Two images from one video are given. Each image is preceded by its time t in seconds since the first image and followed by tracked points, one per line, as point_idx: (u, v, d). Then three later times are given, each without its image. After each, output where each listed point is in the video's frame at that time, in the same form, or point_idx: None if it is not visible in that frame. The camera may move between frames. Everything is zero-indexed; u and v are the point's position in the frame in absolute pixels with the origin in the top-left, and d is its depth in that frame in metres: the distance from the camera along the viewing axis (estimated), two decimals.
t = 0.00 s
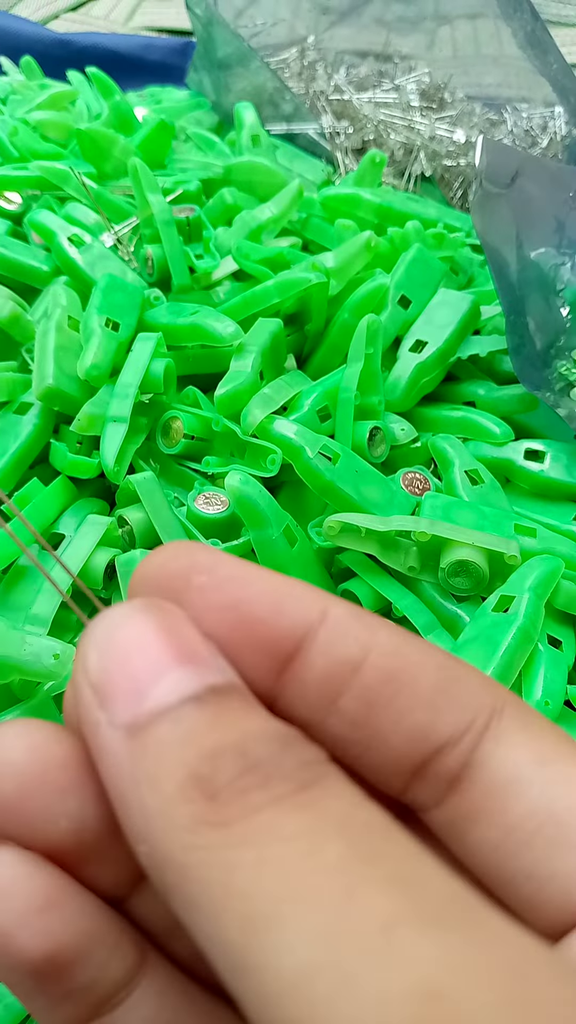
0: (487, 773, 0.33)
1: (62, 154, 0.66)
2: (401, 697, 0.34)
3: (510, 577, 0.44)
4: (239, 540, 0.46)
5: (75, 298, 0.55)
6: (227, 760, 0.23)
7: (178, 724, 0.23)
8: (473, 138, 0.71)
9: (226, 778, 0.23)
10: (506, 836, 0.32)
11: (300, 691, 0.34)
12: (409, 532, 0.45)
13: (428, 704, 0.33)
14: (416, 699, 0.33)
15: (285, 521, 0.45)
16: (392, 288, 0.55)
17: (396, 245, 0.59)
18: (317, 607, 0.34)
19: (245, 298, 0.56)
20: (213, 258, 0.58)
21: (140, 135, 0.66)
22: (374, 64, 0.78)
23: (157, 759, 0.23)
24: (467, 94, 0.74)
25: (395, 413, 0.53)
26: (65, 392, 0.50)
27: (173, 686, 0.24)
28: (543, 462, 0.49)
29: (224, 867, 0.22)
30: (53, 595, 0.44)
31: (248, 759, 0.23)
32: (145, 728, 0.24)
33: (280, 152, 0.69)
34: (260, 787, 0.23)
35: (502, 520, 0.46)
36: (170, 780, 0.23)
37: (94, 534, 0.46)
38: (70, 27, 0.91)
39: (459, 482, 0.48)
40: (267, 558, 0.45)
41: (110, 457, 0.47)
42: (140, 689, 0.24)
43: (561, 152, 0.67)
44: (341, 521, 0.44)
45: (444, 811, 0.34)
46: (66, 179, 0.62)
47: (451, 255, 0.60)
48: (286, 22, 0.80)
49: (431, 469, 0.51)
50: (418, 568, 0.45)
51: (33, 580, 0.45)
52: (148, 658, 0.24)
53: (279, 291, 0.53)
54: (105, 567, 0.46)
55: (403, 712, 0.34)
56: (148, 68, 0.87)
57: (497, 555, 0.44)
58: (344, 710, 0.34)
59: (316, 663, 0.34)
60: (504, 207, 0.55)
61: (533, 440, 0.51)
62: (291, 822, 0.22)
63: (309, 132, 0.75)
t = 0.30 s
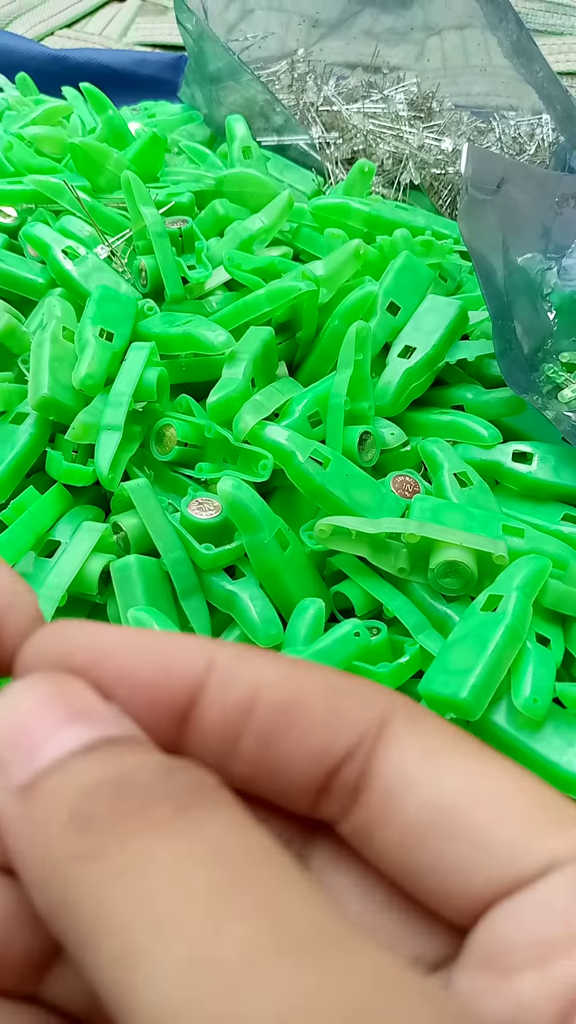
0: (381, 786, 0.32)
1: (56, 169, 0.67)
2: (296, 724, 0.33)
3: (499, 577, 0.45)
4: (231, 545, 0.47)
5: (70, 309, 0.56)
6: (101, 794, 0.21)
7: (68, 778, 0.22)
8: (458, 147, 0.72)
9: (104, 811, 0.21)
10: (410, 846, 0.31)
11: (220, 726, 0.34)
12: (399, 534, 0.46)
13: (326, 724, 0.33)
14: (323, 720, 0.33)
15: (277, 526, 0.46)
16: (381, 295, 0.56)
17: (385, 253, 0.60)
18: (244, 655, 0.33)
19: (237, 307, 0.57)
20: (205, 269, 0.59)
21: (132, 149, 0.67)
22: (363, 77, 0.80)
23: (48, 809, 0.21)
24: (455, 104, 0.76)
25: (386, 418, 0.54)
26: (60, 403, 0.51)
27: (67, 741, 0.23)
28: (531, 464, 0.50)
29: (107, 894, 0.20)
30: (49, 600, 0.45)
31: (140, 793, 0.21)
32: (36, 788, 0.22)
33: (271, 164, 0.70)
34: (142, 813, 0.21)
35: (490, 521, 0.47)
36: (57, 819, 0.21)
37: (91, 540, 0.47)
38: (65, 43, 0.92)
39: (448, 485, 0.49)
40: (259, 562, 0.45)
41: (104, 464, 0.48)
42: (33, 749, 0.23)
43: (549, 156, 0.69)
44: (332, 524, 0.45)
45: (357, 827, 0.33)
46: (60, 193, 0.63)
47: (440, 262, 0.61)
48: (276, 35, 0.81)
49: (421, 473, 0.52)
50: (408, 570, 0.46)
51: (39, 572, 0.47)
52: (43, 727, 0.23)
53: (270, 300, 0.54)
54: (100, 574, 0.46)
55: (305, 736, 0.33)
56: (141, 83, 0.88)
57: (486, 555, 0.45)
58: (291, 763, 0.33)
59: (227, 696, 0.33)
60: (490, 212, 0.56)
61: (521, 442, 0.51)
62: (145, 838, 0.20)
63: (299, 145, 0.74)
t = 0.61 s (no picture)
0: (463, 715, 0.31)
1: (61, 158, 0.66)
2: (373, 654, 0.34)
3: (514, 576, 0.43)
4: (238, 542, 0.45)
5: (74, 301, 0.55)
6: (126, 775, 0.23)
7: (106, 744, 0.24)
8: (474, 138, 0.70)
9: (123, 794, 0.22)
10: (502, 779, 0.30)
11: (280, 669, 0.35)
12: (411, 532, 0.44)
13: (404, 648, 0.33)
14: (397, 652, 0.33)
15: (285, 521, 0.44)
16: (392, 287, 0.55)
17: (397, 244, 0.58)
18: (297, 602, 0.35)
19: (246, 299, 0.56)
20: (212, 260, 0.58)
21: (139, 138, 0.65)
22: (374, 66, 0.78)
23: (84, 776, 0.23)
24: (468, 94, 0.74)
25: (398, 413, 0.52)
26: (64, 396, 0.50)
27: (106, 708, 0.24)
28: (546, 461, 0.49)
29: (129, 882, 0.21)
30: (53, 596, 0.43)
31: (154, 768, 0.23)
32: (78, 753, 0.24)
33: (280, 154, 0.69)
34: (182, 788, 0.22)
35: (505, 519, 0.45)
36: (86, 789, 0.23)
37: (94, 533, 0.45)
38: (69, 32, 0.91)
39: (461, 482, 0.47)
40: (267, 559, 0.44)
41: (109, 459, 0.47)
42: (75, 713, 0.24)
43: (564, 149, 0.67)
44: (342, 521, 0.44)
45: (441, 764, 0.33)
46: (65, 183, 0.62)
47: (453, 255, 0.59)
48: (285, 24, 0.80)
49: (434, 469, 0.50)
50: (421, 569, 0.45)
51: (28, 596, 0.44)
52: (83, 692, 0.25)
53: (278, 292, 0.53)
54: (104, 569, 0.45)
55: (380, 670, 0.34)
56: (147, 72, 0.87)
57: (501, 554, 0.44)
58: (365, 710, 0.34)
59: (289, 635, 0.35)
60: (505, 204, 0.54)
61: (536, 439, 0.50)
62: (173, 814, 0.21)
63: (309, 135, 0.74)
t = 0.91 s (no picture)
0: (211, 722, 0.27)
1: (67, 170, 0.67)
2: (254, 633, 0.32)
3: (510, 586, 0.45)
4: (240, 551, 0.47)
5: (79, 311, 0.56)
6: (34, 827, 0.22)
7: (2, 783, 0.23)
8: (471, 155, 0.72)
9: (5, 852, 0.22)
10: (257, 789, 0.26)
11: (44, 671, 0.31)
12: (409, 542, 0.46)
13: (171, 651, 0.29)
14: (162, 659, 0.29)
15: (286, 531, 0.46)
16: (391, 301, 0.56)
17: (395, 258, 0.60)
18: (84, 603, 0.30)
19: (247, 312, 0.57)
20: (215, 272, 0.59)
21: (143, 152, 0.67)
22: (374, 83, 0.80)
23: None
24: (465, 111, 0.76)
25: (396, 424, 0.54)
26: (69, 404, 0.51)
27: None
28: (541, 473, 0.50)
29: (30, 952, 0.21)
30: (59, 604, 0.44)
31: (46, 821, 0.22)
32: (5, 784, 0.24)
33: (282, 169, 0.70)
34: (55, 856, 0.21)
35: (501, 530, 0.46)
36: None
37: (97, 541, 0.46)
38: (74, 44, 0.92)
39: (458, 493, 0.48)
40: (268, 568, 0.45)
41: (114, 468, 0.48)
42: None
43: (560, 166, 0.69)
44: (343, 530, 0.45)
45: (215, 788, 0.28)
46: (70, 194, 0.63)
47: (450, 269, 0.61)
48: (287, 41, 0.82)
49: (431, 480, 0.52)
50: (419, 578, 0.46)
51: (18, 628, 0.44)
52: None
53: (279, 306, 0.54)
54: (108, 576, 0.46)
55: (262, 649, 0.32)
56: (149, 85, 0.88)
57: (496, 565, 0.45)
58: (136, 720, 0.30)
59: (46, 645, 0.31)
60: (501, 221, 0.56)
61: (532, 451, 0.51)
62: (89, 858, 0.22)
63: (310, 150, 0.74)
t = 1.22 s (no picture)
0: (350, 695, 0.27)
1: (78, 169, 0.67)
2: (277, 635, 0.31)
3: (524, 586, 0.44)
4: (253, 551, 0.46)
5: (92, 311, 0.56)
6: None
7: None
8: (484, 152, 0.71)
9: None
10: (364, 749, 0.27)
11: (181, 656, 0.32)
12: (423, 542, 0.45)
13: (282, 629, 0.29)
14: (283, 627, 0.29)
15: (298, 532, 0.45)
16: (404, 299, 0.56)
17: (408, 256, 0.59)
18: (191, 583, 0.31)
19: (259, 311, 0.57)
20: (227, 272, 0.59)
21: (154, 151, 0.67)
22: (386, 78, 0.80)
23: None
24: (477, 107, 0.76)
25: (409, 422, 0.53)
26: (82, 405, 0.51)
27: None
28: (555, 472, 0.50)
29: None
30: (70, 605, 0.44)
31: None
32: None
33: (293, 167, 0.70)
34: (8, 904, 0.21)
35: (515, 530, 0.46)
36: None
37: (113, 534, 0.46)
38: (84, 43, 0.92)
39: (472, 493, 0.48)
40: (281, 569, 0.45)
41: (127, 468, 0.48)
42: None
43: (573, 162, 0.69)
44: (355, 530, 0.45)
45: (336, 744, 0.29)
46: (82, 194, 0.63)
47: (464, 267, 0.60)
48: (298, 37, 0.81)
49: (444, 480, 0.52)
50: (432, 578, 0.46)
51: (29, 629, 0.44)
52: None
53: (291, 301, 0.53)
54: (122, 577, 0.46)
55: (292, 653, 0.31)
56: (160, 83, 0.88)
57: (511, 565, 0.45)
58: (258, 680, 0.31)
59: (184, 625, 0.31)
60: (515, 219, 0.56)
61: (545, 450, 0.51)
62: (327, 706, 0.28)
63: (321, 147, 0.74)
